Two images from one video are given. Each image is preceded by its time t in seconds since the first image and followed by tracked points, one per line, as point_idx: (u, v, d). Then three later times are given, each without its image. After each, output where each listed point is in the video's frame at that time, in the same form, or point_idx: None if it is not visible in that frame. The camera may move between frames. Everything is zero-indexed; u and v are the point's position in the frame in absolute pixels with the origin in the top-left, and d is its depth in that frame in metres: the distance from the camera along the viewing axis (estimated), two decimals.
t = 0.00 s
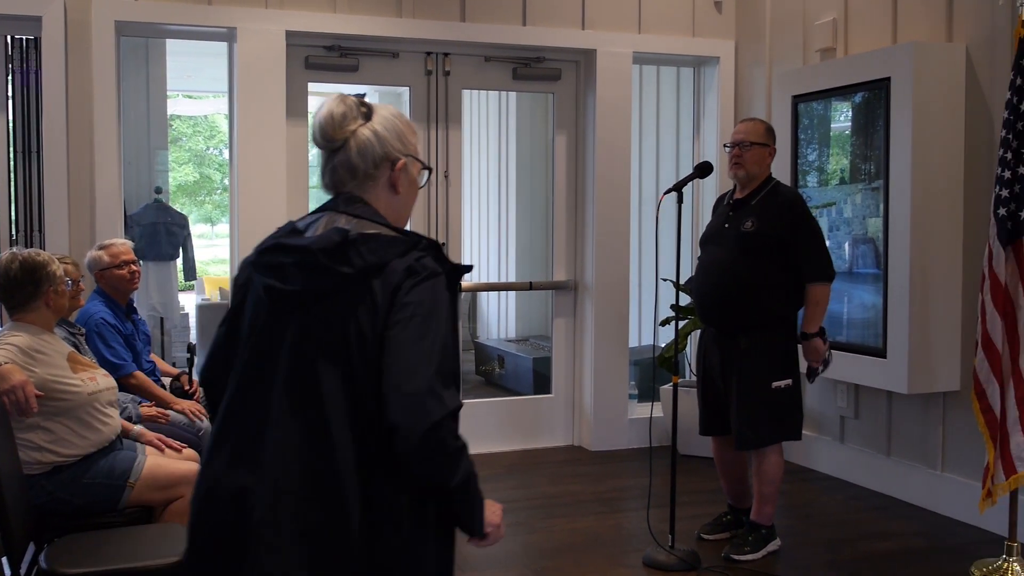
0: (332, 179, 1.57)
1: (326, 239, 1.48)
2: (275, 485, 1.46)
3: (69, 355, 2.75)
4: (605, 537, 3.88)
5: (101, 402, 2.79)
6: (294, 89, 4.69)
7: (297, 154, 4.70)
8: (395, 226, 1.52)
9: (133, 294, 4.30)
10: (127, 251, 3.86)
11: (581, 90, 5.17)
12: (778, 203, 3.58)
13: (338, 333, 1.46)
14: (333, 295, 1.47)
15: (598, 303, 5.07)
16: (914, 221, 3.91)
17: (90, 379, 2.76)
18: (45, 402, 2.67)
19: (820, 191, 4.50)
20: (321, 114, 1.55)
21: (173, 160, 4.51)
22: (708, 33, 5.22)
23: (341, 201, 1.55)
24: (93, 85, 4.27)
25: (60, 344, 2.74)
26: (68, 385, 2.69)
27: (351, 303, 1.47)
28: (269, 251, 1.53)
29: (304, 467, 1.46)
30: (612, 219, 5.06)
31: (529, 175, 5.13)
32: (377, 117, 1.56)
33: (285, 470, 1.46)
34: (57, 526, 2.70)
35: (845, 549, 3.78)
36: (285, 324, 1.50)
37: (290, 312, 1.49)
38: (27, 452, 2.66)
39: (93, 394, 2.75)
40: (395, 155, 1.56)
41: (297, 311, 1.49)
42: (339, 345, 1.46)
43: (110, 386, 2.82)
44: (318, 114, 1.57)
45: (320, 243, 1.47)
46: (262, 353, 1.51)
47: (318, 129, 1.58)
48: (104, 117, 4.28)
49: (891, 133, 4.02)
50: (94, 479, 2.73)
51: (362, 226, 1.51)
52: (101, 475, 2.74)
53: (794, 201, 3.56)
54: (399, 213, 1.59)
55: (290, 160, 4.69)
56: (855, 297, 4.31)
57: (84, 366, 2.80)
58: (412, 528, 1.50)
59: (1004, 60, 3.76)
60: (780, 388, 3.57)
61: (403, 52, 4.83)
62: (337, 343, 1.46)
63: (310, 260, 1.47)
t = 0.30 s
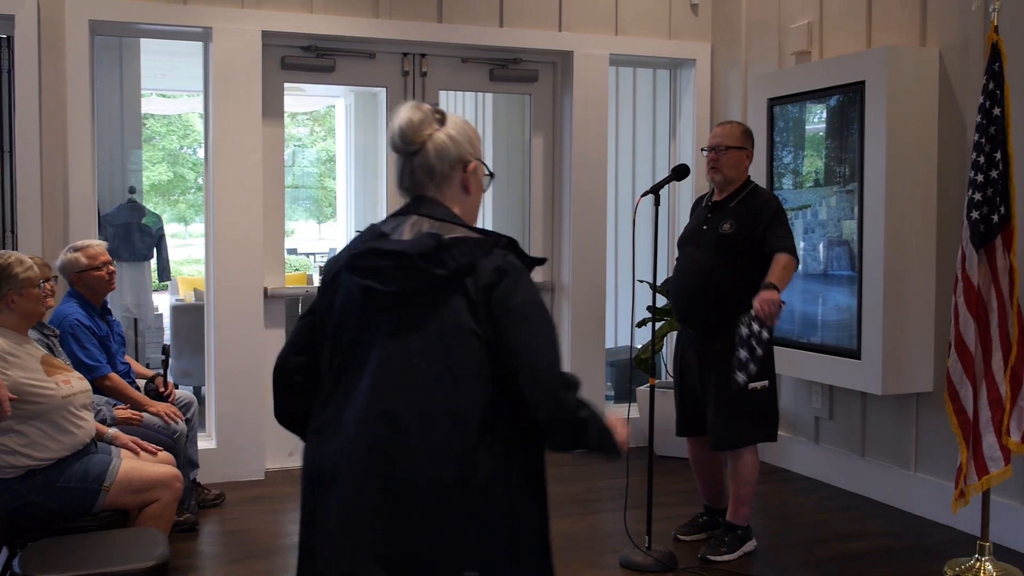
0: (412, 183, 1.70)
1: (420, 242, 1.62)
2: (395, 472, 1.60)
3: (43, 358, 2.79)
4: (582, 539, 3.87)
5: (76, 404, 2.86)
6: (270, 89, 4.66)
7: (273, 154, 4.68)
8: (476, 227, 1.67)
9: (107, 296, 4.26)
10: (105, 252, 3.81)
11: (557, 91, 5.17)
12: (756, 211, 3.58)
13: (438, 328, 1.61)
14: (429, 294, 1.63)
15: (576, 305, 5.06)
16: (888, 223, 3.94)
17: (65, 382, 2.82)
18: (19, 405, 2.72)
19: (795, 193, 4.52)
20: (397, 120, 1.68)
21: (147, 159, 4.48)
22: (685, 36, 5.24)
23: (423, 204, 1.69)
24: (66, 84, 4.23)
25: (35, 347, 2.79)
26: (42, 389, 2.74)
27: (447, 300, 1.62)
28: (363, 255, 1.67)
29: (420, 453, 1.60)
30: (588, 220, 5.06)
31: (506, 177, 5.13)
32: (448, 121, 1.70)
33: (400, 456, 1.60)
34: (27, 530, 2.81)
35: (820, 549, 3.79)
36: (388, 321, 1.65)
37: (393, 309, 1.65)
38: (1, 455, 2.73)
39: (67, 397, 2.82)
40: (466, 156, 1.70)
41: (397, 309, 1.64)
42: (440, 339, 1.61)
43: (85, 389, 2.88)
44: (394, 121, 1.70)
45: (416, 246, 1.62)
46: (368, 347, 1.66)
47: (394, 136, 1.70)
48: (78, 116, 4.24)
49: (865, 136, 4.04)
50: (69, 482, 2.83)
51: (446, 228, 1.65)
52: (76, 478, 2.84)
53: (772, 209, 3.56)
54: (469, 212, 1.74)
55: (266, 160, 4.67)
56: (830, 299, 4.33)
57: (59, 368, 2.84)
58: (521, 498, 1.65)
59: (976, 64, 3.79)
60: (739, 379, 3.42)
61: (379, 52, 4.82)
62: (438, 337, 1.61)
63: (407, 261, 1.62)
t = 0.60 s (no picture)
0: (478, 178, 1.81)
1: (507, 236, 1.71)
2: (493, 458, 1.70)
3: (24, 359, 2.77)
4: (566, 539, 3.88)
5: (58, 406, 2.84)
6: (251, 90, 4.65)
7: (255, 155, 4.66)
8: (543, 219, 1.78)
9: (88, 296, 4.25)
10: (86, 253, 3.78)
11: (540, 92, 5.17)
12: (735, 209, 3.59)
13: (519, 315, 1.72)
14: (510, 284, 1.72)
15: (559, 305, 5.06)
16: (869, 223, 3.95)
17: (47, 383, 2.80)
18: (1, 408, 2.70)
19: (777, 194, 4.54)
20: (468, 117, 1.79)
21: (127, 160, 4.45)
22: (667, 37, 5.25)
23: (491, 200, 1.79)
24: (47, 84, 4.20)
25: (16, 349, 2.76)
26: (24, 391, 2.72)
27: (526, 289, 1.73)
28: (438, 250, 1.71)
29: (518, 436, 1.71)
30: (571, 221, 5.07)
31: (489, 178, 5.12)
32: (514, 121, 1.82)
33: (498, 441, 1.70)
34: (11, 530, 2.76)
35: (803, 549, 3.81)
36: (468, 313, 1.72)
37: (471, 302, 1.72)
38: None
39: (49, 399, 2.80)
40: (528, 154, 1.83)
41: (477, 300, 1.72)
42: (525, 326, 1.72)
43: (67, 390, 2.87)
44: (468, 120, 1.80)
45: (501, 240, 1.70)
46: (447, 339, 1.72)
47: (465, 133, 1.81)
48: (59, 116, 4.21)
49: (847, 136, 4.06)
50: (51, 485, 2.82)
51: (519, 221, 1.76)
52: (58, 480, 2.83)
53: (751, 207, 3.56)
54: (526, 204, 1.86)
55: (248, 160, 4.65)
56: (812, 299, 4.34)
57: (41, 369, 2.82)
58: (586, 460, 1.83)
59: (956, 65, 3.81)
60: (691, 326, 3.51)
61: (362, 52, 4.81)
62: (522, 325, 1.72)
63: (493, 256, 1.69)
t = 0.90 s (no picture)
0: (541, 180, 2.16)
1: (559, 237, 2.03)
2: (530, 424, 2.02)
3: (21, 358, 2.77)
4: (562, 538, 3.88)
5: (54, 405, 2.85)
6: (247, 89, 4.65)
7: (251, 154, 4.66)
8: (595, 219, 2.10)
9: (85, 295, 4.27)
10: (80, 252, 3.77)
11: (536, 91, 5.17)
12: (731, 208, 3.59)
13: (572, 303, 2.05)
14: (565, 277, 2.05)
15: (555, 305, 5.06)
16: (865, 223, 3.96)
17: (43, 382, 2.80)
18: None
19: (773, 193, 4.54)
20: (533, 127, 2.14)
21: (123, 159, 4.45)
22: (663, 36, 5.25)
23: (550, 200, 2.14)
24: (42, 83, 4.19)
25: (12, 347, 2.76)
26: (20, 390, 2.72)
27: (579, 282, 2.05)
28: (505, 247, 2.06)
29: (557, 406, 2.03)
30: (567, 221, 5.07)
31: (486, 178, 5.12)
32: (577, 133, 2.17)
33: (545, 408, 2.03)
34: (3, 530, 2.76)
35: (799, 548, 3.81)
36: (524, 301, 2.05)
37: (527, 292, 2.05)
38: None
39: (45, 398, 2.80)
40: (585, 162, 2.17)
41: (536, 291, 2.05)
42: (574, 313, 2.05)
43: (63, 389, 2.87)
44: (534, 131, 2.16)
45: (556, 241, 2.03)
46: (505, 321, 2.06)
47: (532, 142, 2.16)
48: (55, 114, 4.20)
49: (842, 136, 4.06)
50: (47, 484, 2.82)
51: (574, 222, 2.08)
52: (54, 479, 2.83)
53: (746, 207, 3.55)
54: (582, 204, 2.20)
55: (244, 160, 4.65)
56: (808, 299, 4.34)
57: (37, 368, 2.83)
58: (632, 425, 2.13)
59: (951, 64, 3.82)
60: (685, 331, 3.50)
61: (358, 52, 4.81)
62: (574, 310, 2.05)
63: (548, 253, 2.03)
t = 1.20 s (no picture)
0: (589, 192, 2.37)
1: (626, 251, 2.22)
2: (602, 422, 2.23)
3: (17, 357, 2.77)
4: (559, 537, 3.88)
5: (50, 404, 2.85)
6: (245, 89, 4.65)
7: (249, 154, 4.67)
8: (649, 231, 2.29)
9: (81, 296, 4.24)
10: (78, 252, 3.78)
11: (534, 90, 5.18)
12: (727, 211, 3.59)
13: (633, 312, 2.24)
14: (627, 288, 2.23)
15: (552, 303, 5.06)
16: (861, 223, 3.96)
17: (38, 382, 2.81)
18: None
19: (769, 193, 4.54)
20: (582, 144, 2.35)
21: (122, 159, 4.45)
22: (660, 36, 5.25)
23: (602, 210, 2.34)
24: (40, 84, 4.20)
25: (8, 347, 2.76)
26: (16, 389, 2.73)
27: (641, 293, 2.23)
28: (568, 262, 2.25)
29: (626, 407, 2.22)
30: (564, 220, 5.07)
31: (484, 177, 5.13)
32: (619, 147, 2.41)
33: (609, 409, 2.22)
34: None
35: (795, 546, 3.82)
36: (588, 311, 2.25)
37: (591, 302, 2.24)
38: None
39: (41, 397, 2.81)
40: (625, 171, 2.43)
41: (599, 302, 2.24)
42: (635, 320, 2.24)
43: (59, 389, 2.87)
44: (582, 149, 2.36)
45: (619, 255, 2.22)
46: (571, 330, 2.26)
47: (581, 158, 2.37)
48: (53, 114, 4.21)
49: (839, 135, 4.06)
50: (43, 483, 2.82)
51: (629, 235, 2.27)
52: (51, 479, 2.84)
53: (743, 209, 3.55)
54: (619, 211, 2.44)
55: (241, 159, 4.66)
56: (805, 298, 4.35)
57: (32, 368, 2.83)
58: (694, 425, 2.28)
59: (947, 63, 3.82)
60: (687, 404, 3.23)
61: (356, 52, 4.81)
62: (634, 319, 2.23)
63: (612, 267, 2.22)
